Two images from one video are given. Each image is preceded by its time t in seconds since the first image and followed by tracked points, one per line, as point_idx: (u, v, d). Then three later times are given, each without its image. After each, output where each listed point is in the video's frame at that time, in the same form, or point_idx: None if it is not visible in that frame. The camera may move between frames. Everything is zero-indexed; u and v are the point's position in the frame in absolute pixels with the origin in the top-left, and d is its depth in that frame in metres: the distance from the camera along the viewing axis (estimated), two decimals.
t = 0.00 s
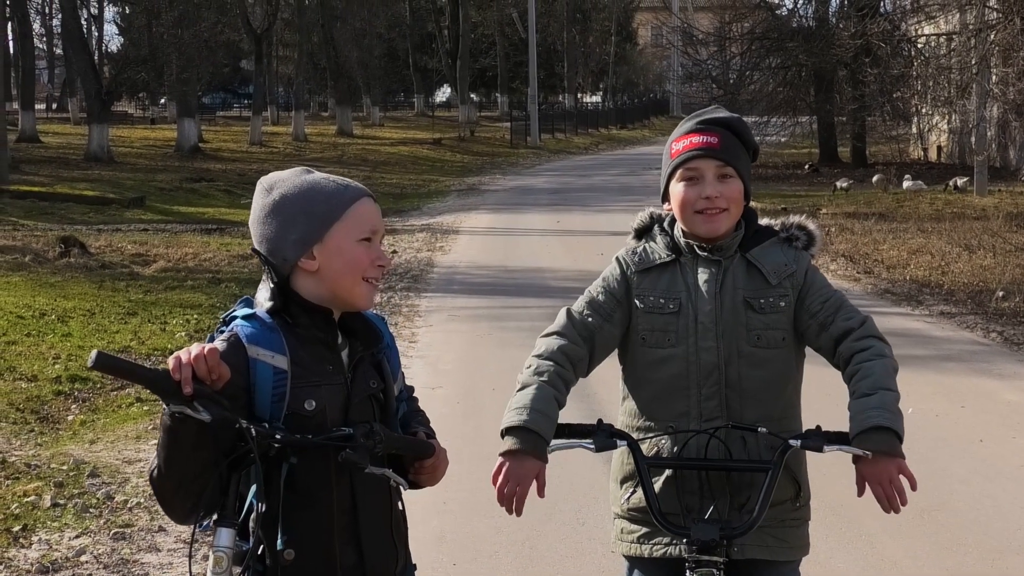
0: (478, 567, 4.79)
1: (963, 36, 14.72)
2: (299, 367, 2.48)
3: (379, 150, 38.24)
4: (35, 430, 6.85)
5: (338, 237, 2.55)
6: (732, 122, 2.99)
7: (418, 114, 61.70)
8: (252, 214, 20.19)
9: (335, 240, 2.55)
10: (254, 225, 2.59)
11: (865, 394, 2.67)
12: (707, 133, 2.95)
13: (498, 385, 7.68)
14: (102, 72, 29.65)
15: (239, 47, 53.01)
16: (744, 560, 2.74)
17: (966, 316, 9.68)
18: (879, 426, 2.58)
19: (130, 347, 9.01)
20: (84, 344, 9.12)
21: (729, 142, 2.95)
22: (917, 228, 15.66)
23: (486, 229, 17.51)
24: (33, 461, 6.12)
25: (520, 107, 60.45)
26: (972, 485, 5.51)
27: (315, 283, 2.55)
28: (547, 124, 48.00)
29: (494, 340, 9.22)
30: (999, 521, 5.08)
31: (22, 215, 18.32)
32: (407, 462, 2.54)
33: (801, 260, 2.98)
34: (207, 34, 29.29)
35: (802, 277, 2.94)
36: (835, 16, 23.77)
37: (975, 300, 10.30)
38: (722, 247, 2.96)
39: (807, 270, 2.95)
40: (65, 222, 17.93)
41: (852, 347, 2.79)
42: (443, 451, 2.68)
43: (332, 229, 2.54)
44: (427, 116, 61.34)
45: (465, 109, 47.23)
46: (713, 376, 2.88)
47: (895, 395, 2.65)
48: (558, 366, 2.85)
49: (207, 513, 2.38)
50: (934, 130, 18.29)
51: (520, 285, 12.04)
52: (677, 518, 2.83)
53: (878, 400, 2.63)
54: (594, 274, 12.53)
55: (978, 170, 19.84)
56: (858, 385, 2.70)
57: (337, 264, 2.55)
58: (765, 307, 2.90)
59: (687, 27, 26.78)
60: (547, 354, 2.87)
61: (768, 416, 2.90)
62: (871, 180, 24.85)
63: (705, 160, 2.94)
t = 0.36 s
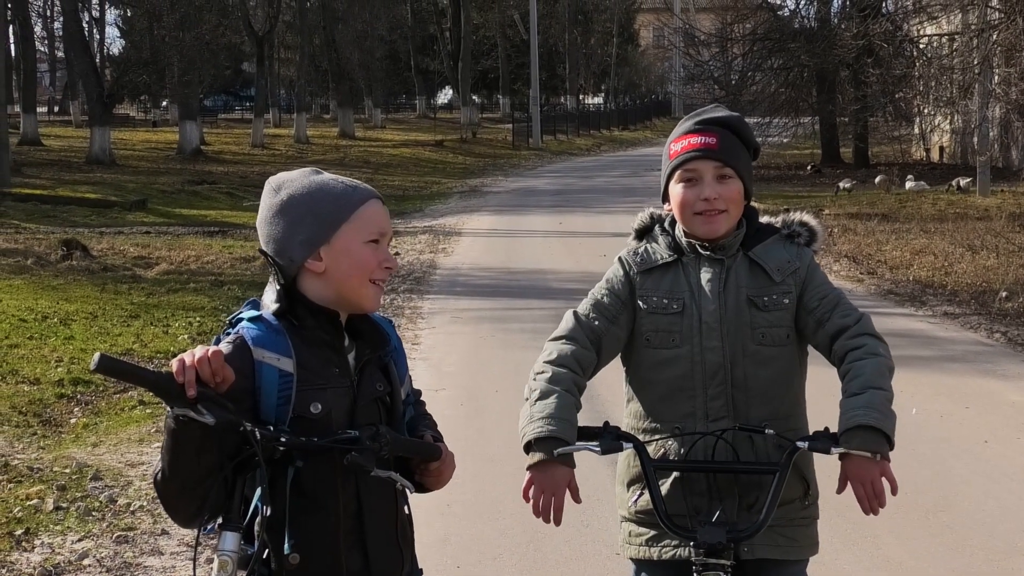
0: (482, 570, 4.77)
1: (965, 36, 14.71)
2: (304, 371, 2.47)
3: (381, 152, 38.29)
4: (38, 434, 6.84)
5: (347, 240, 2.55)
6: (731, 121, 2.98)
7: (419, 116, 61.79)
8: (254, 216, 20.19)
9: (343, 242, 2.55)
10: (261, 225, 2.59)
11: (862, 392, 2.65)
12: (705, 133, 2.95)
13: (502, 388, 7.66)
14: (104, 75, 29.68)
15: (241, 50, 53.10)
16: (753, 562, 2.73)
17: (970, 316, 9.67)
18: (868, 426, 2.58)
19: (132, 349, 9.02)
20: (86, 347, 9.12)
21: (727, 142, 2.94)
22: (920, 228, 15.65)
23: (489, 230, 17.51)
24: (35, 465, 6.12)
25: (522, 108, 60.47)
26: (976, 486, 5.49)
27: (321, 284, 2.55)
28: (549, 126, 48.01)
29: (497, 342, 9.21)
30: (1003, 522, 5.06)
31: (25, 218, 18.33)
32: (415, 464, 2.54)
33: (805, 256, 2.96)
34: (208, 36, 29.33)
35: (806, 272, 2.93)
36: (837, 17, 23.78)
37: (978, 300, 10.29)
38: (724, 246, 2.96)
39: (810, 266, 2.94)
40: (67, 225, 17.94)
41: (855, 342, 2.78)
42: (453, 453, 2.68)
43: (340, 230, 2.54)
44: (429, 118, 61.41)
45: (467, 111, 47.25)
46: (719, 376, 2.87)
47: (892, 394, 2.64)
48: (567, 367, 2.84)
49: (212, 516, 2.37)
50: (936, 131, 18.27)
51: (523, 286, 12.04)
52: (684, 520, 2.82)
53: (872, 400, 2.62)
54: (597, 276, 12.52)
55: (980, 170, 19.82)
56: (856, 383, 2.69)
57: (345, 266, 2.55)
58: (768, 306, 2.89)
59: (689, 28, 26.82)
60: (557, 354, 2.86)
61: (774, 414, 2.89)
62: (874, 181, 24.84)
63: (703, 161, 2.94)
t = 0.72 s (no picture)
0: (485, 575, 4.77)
1: (963, 38, 14.72)
2: (311, 379, 2.48)
3: (379, 157, 38.29)
4: (37, 442, 6.83)
5: (357, 245, 2.56)
6: (735, 123, 2.97)
7: (418, 121, 61.80)
8: (253, 222, 20.19)
9: (353, 247, 2.56)
10: (271, 229, 2.60)
11: (864, 395, 2.65)
12: (710, 137, 2.94)
13: (504, 392, 7.66)
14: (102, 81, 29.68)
15: (240, 55, 53.03)
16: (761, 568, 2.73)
17: (971, 318, 9.67)
18: (869, 427, 2.57)
19: (132, 356, 9.01)
20: (86, 354, 9.11)
21: (731, 145, 2.94)
22: (919, 231, 15.64)
23: (488, 235, 17.52)
24: (35, 473, 6.11)
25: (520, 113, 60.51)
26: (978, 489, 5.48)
27: (330, 291, 2.55)
28: (548, 130, 48.03)
29: (499, 346, 9.21)
30: (1007, 525, 5.05)
31: (23, 225, 18.32)
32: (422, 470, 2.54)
33: (811, 260, 2.96)
34: (207, 42, 29.31)
35: (812, 276, 2.92)
36: (835, 20, 23.79)
37: (979, 302, 10.29)
38: (730, 250, 2.95)
39: (817, 270, 2.93)
40: (66, 231, 17.93)
41: (859, 347, 2.77)
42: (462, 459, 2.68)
43: (350, 235, 2.55)
44: (427, 123, 61.41)
45: (466, 115, 47.27)
46: (724, 382, 2.86)
47: (897, 398, 2.63)
48: (575, 366, 2.83)
49: (214, 525, 2.38)
50: (935, 133, 18.24)
51: (523, 290, 12.04)
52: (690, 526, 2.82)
53: (876, 403, 2.61)
54: (597, 280, 12.52)
55: (979, 171, 19.83)
56: (860, 386, 2.68)
57: (355, 271, 2.56)
58: (775, 310, 2.88)
59: (687, 32, 26.85)
60: (562, 355, 2.85)
61: (780, 419, 2.89)
62: (873, 184, 24.84)
63: (707, 165, 2.93)
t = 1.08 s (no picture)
0: None
1: (956, 41, 14.75)
2: (313, 395, 2.47)
3: (372, 162, 38.27)
4: (32, 452, 6.78)
5: (359, 259, 2.57)
6: (733, 129, 2.95)
7: (410, 126, 61.85)
8: (246, 229, 20.15)
9: (356, 262, 2.57)
10: (271, 241, 2.60)
11: (864, 401, 2.63)
12: (707, 142, 2.92)
13: (501, 398, 7.64)
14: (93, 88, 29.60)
15: (232, 61, 52.95)
16: None
17: (967, 321, 9.67)
18: (869, 432, 2.55)
19: (126, 365, 8.98)
20: (80, 363, 9.07)
21: (729, 150, 2.92)
22: (913, 233, 15.66)
23: (482, 240, 17.50)
24: (30, 483, 6.07)
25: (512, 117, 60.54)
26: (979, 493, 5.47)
27: (332, 304, 2.56)
28: (540, 135, 48.05)
29: (494, 352, 9.18)
30: (1010, 529, 5.04)
31: (15, 233, 18.26)
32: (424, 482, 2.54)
33: (811, 268, 2.94)
34: (199, 49, 29.24)
35: (813, 285, 2.90)
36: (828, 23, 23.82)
37: (974, 305, 10.29)
38: (729, 261, 2.94)
39: (818, 278, 2.91)
40: (57, 239, 17.87)
41: (862, 357, 2.74)
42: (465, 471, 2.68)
43: (354, 248, 2.56)
44: (419, 128, 61.42)
45: (458, 121, 47.28)
46: (724, 396, 2.86)
47: (899, 403, 2.61)
48: (572, 376, 2.81)
49: (212, 544, 2.36)
50: (928, 135, 18.25)
51: (518, 296, 12.02)
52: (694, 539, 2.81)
53: (876, 408, 2.59)
54: (591, 285, 12.50)
55: (972, 174, 19.88)
56: (861, 391, 2.66)
57: (356, 285, 2.57)
58: (774, 321, 2.86)
59: (679, 37, 26.88)
60: (555, 366, 2.83)
61: (782, 431, 2.88)
62: (866, 187, 24.87)
63: (703, 170, 2.92)
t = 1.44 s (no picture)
0: None
1: (949, 35, 14.74)
2: (311, 392, 2.46)
3: (363, 157, 38.18)
4: (26, 448, 6.75)
5: (355, 252, 2.56)
6: (731, 113, 2.93)
7: (401, 121, 61.72)
8: (238, 224, 20.09)
9: (352, 255, 2.55)
10: (264, 236, 2.58)
11: (872, 401, 2.62)
12: (703, 126, 2.90)
13: (495, 394, 7.63)
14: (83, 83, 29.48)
15: (223, 56, 52.78)
16: None
17: (962, 315, 9.68)
18: (882, 432, 2.55)
19: (120, 360, 8.95)
20: (73, 358, 9.04)
21: (725, 135, 2.90)
22: (907, 228, 15.67)
23: (475, 235, 17.48)
24: (25, 480, 6.04)
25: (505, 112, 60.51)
26: (979, 488, 5.48)
27: (329, 299, 2.55)
28: (532, 129, 48.00)
29: (488, 348, 9.17)
30: (1010, 524, 5.04)
31: (6, 229, 18.19)
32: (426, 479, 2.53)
33: (815, 259, 2.92)
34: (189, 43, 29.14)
35: (817, 276, 2.89)
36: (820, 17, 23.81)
37: (969, 299, 10.30)
38: (731, 252, 2.92)
39: (821, 268, 2.90)
40: (49, 235, 17.80)
41: (868, 355, 2.73)
42: (469, 468, 2.66)
43: (350, 241, 2.55)
44: (411, 122, 61.30)
45: (449, 116, 47.22)
46: (726, 392, 2.85)
47: (906, 402, 2.60)
48: (575, 375, 2.80)
49: (214, 544, 2.37)
50: (921, 130, 18.25)
51: (511, 291, 12.00)
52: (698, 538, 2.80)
53: (887, 407, 2.58)
54: (585, 279, 12.49)
55: (965, 169, 19.93)
56: (868, 387, 2.66)
57: (351, 279, 2.55)
58: (778, 313, 2.85)
59: (671, 31, 26.87)
60: (557, 366, 2.82)
61: (787, 426, 2.87)
62: (858, 181, 24.88)
63: (700, 156, 2.90)
